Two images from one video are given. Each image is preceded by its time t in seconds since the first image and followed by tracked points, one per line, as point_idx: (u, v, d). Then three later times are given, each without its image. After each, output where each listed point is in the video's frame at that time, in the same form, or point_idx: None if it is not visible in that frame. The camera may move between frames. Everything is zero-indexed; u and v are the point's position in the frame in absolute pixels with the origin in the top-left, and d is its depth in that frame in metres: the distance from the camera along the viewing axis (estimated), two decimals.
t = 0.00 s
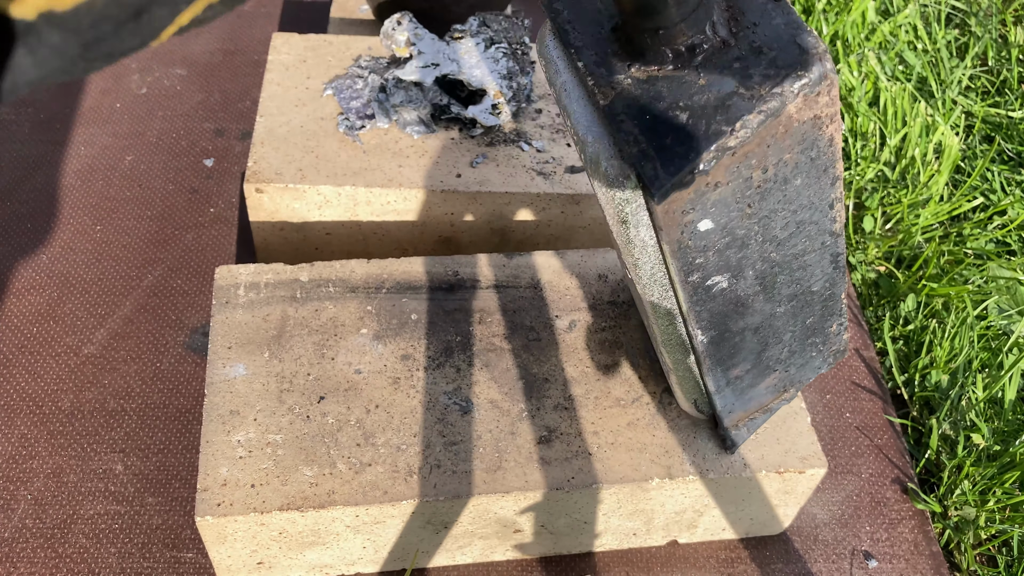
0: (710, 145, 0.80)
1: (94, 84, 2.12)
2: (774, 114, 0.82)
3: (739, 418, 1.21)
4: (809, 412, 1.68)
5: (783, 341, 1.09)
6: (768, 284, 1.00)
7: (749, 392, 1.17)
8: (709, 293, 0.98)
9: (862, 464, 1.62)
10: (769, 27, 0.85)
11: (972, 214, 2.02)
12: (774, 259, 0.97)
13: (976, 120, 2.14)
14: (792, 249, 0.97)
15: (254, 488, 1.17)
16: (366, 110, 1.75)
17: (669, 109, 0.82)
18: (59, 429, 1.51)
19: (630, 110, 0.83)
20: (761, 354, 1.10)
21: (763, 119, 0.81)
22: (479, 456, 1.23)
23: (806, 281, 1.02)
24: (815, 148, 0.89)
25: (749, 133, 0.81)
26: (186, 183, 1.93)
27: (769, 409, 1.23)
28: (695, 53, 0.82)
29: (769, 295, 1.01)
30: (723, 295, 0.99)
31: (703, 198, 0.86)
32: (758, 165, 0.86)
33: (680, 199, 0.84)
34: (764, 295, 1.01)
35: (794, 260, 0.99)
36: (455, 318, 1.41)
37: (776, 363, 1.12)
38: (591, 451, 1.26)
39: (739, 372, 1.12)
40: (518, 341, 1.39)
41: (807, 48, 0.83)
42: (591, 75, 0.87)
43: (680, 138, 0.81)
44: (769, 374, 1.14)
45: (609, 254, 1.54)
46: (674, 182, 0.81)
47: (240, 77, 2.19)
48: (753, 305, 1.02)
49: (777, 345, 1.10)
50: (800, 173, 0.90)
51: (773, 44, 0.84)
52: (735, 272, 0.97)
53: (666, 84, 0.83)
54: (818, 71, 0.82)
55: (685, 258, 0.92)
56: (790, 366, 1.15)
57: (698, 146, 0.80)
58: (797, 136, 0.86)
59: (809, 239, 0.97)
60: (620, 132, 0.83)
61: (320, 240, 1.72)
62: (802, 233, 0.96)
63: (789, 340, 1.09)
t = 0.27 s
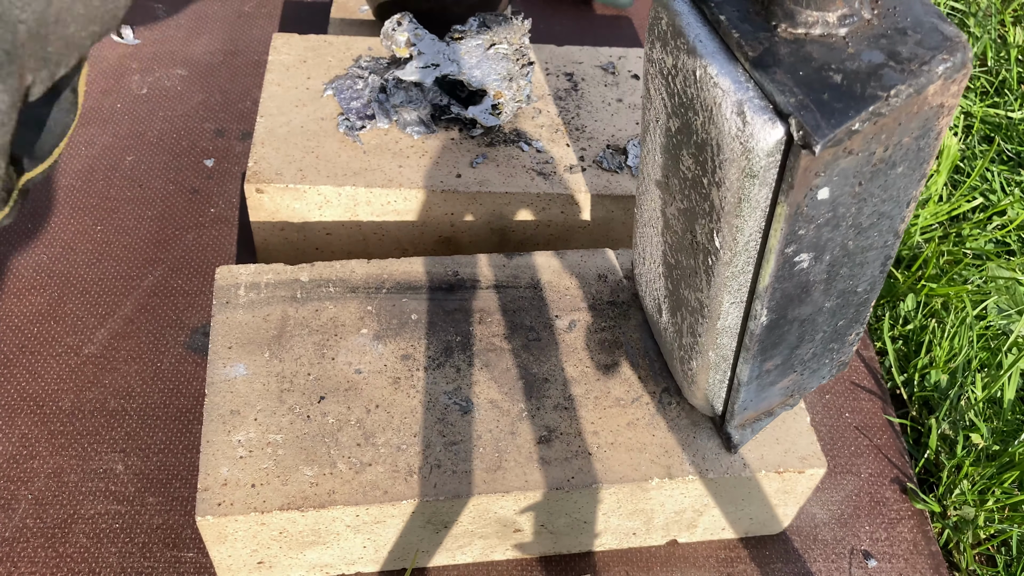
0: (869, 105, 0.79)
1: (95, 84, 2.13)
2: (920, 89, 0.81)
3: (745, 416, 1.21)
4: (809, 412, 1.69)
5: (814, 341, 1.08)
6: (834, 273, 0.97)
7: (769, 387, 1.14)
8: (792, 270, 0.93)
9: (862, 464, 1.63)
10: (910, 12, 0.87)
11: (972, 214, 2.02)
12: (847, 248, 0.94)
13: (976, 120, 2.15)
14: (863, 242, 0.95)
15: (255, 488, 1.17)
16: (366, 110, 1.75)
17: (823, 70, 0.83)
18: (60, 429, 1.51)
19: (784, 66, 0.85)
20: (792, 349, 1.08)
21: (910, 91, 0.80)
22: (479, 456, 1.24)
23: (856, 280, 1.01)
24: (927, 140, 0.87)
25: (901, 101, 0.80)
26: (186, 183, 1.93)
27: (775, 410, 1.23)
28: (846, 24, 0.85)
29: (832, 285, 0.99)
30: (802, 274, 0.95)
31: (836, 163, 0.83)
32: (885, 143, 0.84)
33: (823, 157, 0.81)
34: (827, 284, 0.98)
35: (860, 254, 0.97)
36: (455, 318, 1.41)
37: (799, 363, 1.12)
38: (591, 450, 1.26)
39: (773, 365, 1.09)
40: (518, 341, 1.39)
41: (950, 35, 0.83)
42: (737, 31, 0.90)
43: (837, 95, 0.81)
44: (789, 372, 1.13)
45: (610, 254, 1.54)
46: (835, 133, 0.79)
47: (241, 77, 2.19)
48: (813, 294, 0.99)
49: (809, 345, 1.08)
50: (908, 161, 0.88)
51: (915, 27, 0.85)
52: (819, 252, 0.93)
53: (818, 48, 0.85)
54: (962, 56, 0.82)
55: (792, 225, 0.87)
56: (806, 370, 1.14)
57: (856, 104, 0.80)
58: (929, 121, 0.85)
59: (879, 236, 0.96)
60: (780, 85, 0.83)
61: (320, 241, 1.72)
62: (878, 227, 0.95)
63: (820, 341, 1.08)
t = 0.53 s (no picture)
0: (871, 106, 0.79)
1: (96, 85, 2.13)
2: (925, 90, 0.81)
3: (746, 416, 1.22)
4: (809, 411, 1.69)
5: (814, 341, 1.08)
6: (834, 274, 0.97)
7: (771, 386, 1.15)
8: (794, 269, 0.93)
9: (861, 463, 1.63)
10: (915, 11, 0.87)
11: (971, 214, 2.02)
12: (849, 247, 0.95)
13: (975, 120, 2.15)
14: (864, 243, 0.95)
15: (255, 488, 1.17)
16: (367, 111, 1.75)
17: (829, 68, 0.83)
18: (60, 429, 1.52)
19: (790, 65, 0.85)
20: (794, 349, 1.08)
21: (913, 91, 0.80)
22: (479, 456, 1.24)
23: (857, 281, 1.01)
24: (931, 140, 0.87)
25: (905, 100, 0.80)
26: (186, 183, 1.93)
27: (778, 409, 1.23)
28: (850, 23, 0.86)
29: (831, 285, 0.99)
30: (803, 273, 0.95)
31: (839, 163, 0.83)
32: (886, 143, 0.84)
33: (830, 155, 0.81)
34: (829, 284, 0.98)
35: (861, 254, 0.97)
36: (455, 318, 1.41)
37: (799, 362, 1.12)
38: (591, 450, 1.26)
39: (772, 364, 1.09)
40: (518, 341, 1.39)
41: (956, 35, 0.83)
42: (744, 29, 0.89)
43: (842, 93, 0.81)
44: (791, 373, 1.13)
45: (610, 254, 1.54)
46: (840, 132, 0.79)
47: (240, 77, 2.19)
48: (813, 293, 0.99)
49: (810, 344, 1.08)
50: (910, 161, 0.88)
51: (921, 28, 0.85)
52: (821, 251, 0.93)
53: (823, 48, 0.86)
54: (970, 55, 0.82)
55: (794, 224, 0.88)
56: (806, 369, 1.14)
57: (862, 102, 0.79)
58: (932, 123, 0.85)
59: (880, 236, 0.96)
60: (785, 83, 0.83)
61: (321, 241, 1.72)
62: (879, 227, 0.95)
63: (820, 340, 1.08)
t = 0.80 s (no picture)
0: (640, 183, 0.76)
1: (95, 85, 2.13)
2: (703, 143, 0.77)
3: (736, 416, 1.21)
4: (809, 411, 1.68)
5: (765, 344, 1.05)
6: (732, 295, 0.96)
7: (738, 394, 1.15)
8: (670, 315, 0.95)
9: (862, 463, 1.62)
10: (700, 50, 0.79)
11: (972, 214, 2.02)
12: (735, 272, 0.92)
13: (975, 120, 2.15)
14: (755, 261, 0.92)
15: (255, 488, 1.17)
16: (367, 110, 1.75)
17: (597, 146, 0.77)
18: (60, 429, 1.52)
19: (563, 148, 0.79)
20: (745, 357, 1.07)
21: (685, 150, 0.76)
22: (479, 456, 1.24)
23: (778, 287, 0.97)
24: (756, 165, 0.83)
25: (676, 167, 0.77)
26: (186, 183, 1.93)
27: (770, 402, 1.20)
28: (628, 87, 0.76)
29: (738, 305, 0.97)
30: (687, 313, 0.96)
31: (642, 231, 0.81)
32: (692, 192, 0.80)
33: (616, 235, 0.80)
34: (738, 303, 0.97)
35: (757, 270, 0.93)
36: (455, 318, 1.41)
37: (763, 363, 1.09)
38: (590, 450, 1.26)
39: (726, 376, 1.10)
40: (518, 341, 1.39)
41: (739, 70, 0.77)
42: (529, 114, 0.82)
43: (609, 176, 0.77)
44: (757, 375, 1.12)
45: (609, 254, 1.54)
46: (603, 227, 0.78)
47: (240, 77, 2.19)
48: (722, 315, 0.98)
49: (759, 347, 1.06)
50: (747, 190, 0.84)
51: (703, 67, 0.78)
52: (693, 291, 0.93)
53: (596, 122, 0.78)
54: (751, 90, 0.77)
55: (637, 286, 0.88)
56: (780, 365, 1.10)
57: (625, 184, 0.76)
58: (724, 159, 0.80)
59: (769, 249, 0.92)
60: (556, 177, 0.79)
61: (321, 241, 1.73)
62: (762, 244, 0.91)
63: (771, 342, 1.05)
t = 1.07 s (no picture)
0: (460, 302, 0.88)
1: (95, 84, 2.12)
2: (509, 247, 0.85)
3: (728, 415, 1.25)
4: (809, 412, 1.67)
5: (718, 350, 1.11)
6: (647, 331, 1.04)
7: (715, 398, 1.21)
8: (584, 370, 1.07)
9: (862, 464, 1.62)
10: (490, 153, 0.87)
11: (972, 214, 2.02)
12: (634, 315, 1.01)
13: (976, 120, 2.14)
14: (648, 298, 0.99)
15: (255, 488, 1.17)
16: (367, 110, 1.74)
17: (427, 270, 0.93)
18: (59, 429, 1.51)
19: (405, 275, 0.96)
20: (701, 369, 1.14)
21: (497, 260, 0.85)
22: (479, 456, 1.23)
23: (695, 306, 1.03)
24: (588, 238, 0.89)
25: (491, 279, 0.87)
26: (185, 183, 1.93)
27: (761, 395, 1.23)
28: (438, 204, 0.91)
29: (662, 335, 1.06)
30: (600, 364, 1.07)
31: (495, 332, 0.94)
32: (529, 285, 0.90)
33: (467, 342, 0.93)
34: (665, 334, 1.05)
35: (661, 304, 1.01)
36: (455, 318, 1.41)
37: (728, 366, 1.15)
38: (591, 451, 1.26)
39: (690, 391, 1.18)
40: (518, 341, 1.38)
41: (520, 170, 0.83)
42: (378, 241, 1.01)
43: (437, 300, 0.91)
44: (730, 376, 1.17)
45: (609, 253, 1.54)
46: (440, 347, 0.91)
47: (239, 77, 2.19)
48: (645, 350, 1.07)
49: (710, 356, 1.12)
50: (598, 256, 0.91)
51: (495, 173, 0.86)
52: (596, 347, 1.04)
53: (423, 241, 0.94)
54: (533, 192, 0.82)
55: (533, 362, 1.02)
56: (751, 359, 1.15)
57: (450, 306, 0.89)
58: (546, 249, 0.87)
59: (662, 284, 0.98)
60: (400, 301, 0.97)
61: (321, 240, 1.72)
62: (649, 284, 0.98)
63: (724, 348, 1.11)
